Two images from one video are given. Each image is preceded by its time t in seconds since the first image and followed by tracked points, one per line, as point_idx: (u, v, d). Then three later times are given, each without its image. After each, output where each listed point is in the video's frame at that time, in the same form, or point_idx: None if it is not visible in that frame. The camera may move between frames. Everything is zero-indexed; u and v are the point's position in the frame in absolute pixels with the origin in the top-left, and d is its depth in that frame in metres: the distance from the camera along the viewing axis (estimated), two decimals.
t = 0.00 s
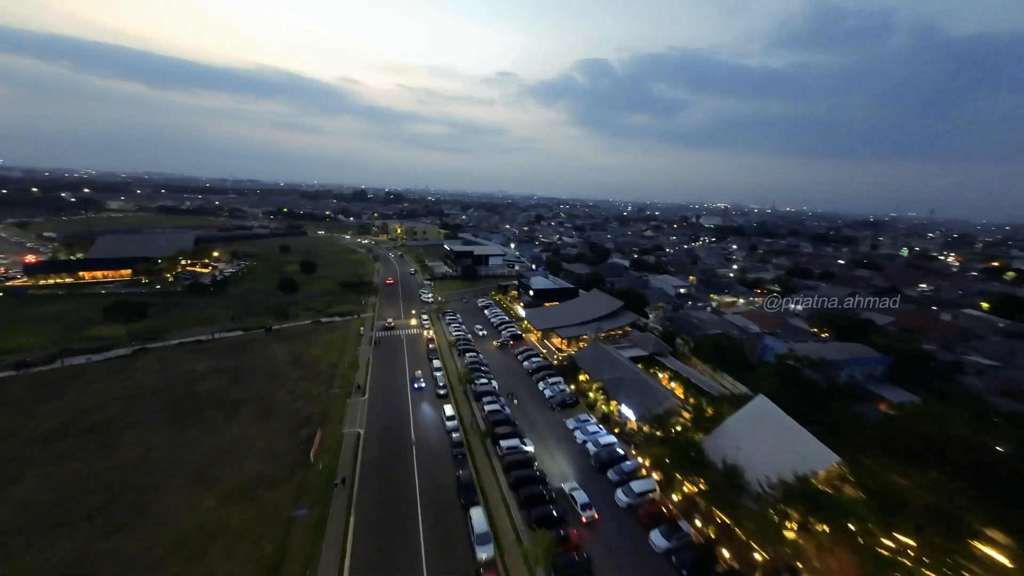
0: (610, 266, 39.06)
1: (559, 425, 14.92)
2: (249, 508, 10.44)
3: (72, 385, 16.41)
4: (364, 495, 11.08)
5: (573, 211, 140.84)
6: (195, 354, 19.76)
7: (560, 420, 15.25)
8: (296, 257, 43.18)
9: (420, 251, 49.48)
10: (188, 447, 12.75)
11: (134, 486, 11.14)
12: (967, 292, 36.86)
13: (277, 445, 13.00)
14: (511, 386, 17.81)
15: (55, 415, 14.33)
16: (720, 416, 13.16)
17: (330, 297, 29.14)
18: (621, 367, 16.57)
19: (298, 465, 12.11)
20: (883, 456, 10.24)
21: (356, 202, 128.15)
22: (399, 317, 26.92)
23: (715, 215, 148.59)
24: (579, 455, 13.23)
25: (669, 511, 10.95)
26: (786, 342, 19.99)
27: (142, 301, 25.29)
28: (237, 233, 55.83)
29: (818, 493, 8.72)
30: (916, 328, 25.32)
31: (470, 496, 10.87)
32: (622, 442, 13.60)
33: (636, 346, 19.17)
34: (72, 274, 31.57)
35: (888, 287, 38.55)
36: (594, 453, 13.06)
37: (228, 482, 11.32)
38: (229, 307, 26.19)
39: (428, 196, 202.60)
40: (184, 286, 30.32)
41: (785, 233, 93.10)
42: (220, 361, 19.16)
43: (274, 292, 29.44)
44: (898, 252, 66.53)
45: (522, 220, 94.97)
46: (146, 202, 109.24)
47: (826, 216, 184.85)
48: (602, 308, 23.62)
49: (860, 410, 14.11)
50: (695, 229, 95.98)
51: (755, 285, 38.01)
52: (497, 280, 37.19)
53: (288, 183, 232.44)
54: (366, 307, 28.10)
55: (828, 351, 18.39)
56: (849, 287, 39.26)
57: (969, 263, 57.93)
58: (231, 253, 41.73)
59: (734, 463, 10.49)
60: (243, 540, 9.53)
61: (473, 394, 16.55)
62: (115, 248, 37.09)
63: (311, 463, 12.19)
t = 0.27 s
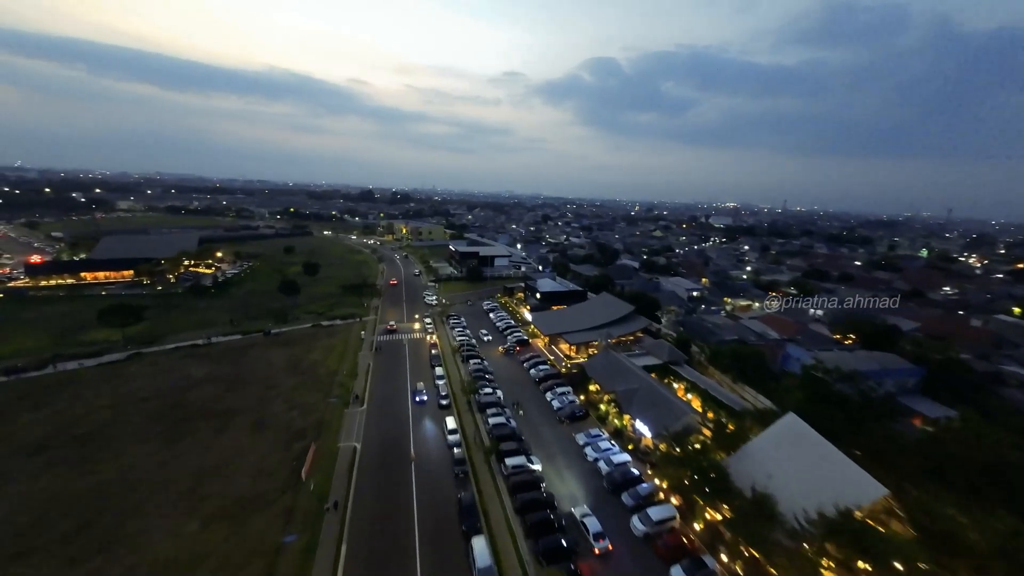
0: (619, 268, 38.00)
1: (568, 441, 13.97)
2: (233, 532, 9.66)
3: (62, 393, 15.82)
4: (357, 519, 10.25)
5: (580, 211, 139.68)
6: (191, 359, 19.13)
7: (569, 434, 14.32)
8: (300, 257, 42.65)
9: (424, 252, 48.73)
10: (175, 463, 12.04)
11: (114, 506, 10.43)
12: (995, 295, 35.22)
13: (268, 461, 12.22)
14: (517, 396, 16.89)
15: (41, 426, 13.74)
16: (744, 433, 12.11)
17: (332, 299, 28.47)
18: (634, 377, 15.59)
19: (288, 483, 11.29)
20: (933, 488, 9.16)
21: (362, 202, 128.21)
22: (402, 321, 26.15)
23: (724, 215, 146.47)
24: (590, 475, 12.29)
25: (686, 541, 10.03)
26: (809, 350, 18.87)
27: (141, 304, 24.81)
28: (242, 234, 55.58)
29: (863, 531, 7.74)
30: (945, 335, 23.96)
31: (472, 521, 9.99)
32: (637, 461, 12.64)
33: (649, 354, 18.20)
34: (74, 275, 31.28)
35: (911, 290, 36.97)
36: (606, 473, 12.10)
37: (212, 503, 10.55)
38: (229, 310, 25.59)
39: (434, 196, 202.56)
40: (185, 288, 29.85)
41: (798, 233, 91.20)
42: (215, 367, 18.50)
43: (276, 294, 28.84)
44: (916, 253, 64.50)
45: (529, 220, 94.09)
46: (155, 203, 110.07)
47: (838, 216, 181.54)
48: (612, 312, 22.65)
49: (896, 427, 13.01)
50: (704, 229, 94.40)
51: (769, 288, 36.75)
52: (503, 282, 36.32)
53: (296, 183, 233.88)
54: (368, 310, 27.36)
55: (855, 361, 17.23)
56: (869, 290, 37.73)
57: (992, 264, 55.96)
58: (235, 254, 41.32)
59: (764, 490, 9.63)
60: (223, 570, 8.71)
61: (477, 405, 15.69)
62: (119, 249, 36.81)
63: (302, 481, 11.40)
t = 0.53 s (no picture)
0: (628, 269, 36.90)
1: (578, 458, 13.05)
2: (212, 567, 8.95)
3: (48, 400, 15.18)
4: (348, 549, 9.44)
5: (586, 211, 138.34)
6: (185, 365, 18.44)
7: (579, 450, 13.40)
8: (303, 258, 41.99)
9: (429, 252, 47.89)
10: (158, 484, 11.36)
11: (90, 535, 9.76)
12: None
13: (255, 481, 11.47)
14: (523, 408, 15.96)
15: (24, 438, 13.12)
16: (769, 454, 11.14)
17: (334, 302, 27.73)
18: (648, 389, 14.63)
19: (276, 506, 10.52)
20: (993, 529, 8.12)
21: (368, 202, 127.97)
22: (404, 324, 25.33)
23: (733, 214, 144.38)
24: (603, 497, 11.37)
25: None
26: (834, 359, 17.74)
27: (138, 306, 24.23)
28: (246, 233, 55.15)
29: None
30: (977, 343, 22.65)
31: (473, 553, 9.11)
32: (653, 483, 11.72)
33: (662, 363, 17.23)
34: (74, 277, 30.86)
35: (934, 293, 35.44)
36: (620, 496, 11.14)
37: (193, 532, 9.84)
38: (227, 312, 24.94)
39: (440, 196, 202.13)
40: (185, 289, 29.27)
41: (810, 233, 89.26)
42: (209, 373, 17.79)
43: (276, 295, 28.17)
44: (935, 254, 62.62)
45: (535, 220, 93.01)
46: (163, 202, 110.58)
47: (850, 215, 178.53)
48: (622, 317, 21.66)
49: (937, 448, 11.92)
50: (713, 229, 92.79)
51: (785, 290, 35.47)
52: (508, 283, 35.39)
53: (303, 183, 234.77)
54: (370, 313, 26.58)
55: (886, 372, 16.10)
56: (889, 293, 36.25)
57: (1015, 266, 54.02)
58: (237, 254, 40.81)
59: (806, 525, 8.69)
60: None
61: (480, 417, 14.80)
62: (120, 249, 36.39)
63: (291, 505, 10.61)
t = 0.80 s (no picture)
0: (639, 270, 35.60)
1: (590, 480, 11.92)
2: None
3: (28, 410, 14.40)
4: None
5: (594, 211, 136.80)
6: (175, 371, 17.59)
7: (591, 471, 12.29)
8: (305, 258, 41.23)
9: (434, 253, 46.93)
10: (131, 510, 10.45)
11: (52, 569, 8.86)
12: None
13: (236, 508, 10.49)
14: (530, 422, 14.85)
15: None
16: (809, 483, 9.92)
17: (334, 304, 26.84)
18: (667, 403, 13.47)
19: (257, 538, 9.58)
20: None
21: (374, 202, 127.61)
22: (406, 327, 24.34)
23: (744, 214, 142.07)
24: (619, 529, 10.27)
25: None
26: (866, 370, 16.43)
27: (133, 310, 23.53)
28: (251, 233, 54.57)
29: None
30: (1018, 352, 21.08)
31: None
32: (675, 511, 10.58)
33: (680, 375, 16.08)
34: (73, 278, 30.33)
35: (963, 296, 33.67)
36: (639, 529, 10.02)
37: (162, 568, 8.86)
38: (224, 315, 24.12)
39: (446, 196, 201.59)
40: (183, 290, 28.54)
41: (824, 234, 87.14)
42: (199, 380, 16.93)
43: (275, 297, 27.35)
44: (958, 255, 60.41)
45: (542, 220, 91.82)
46: (171, 202, 111.08)
47: (863, 215, 175.00)
48: (635, 322, 20.45)
49: (998, 476, 10.57)
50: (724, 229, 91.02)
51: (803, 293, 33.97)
52: (515, 285, 34.28)
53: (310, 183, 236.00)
54: (371, 316, 25.60)
55: (926, 386, 14.76)
56: (914, 297, 34.52)
57: None
58: (239, 254, 40.13)
59: None
60: None
61: (484, 432, 13.73)
62: (121, 249, 35.84)
63: (274, 537, 9.64)
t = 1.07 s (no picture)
0: (649, 272, 34.48)
1: (603, 504, 10.95)
2: None
3: (8, 420, 13.67)
4: None
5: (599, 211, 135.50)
6: (165, 378, 16.83)
7: (604, 493, 11.31)
8: (307, 259, 40.53)
9: (438, 253, 46.08)
10: (104, 534, 9.63)
11: None
12: None
13: (217, 533, 9.64)
14: (536, 436, 13.92)
15: None
16: (850, 507, 8.81)
17: (334, 307, 26.02)
18: (684, 418, 12.49)
19: (237, 570, 8.71)
20: None
21: (378, 201, 127.21)
22: (408, 331, 23.46)
23: (752, 214, 140.02)
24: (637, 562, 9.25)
25: None
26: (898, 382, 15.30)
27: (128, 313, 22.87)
28: (253, 233, 54.00)
29: None
30: None
31: None
32: (697, 541, 9.62)
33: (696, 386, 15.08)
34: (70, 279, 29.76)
35: (988, 300, 32.22)
36: (660, 563, 8.96)
37: None
38: (219, 318, 23.38)
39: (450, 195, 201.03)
40: (181, 291, 27.87)
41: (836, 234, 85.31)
42: (189, 388, 16.16)
43: (274, 299, 26.59)
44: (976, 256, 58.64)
45: (547, 220, 90.75)
46: (176, 202, 111.21)
47: (874, 215, 172.11)
48: (647, 328, 19.43)
49: None
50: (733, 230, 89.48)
51: (820, 296, 32.71)
52: (520, 287, 33.30)
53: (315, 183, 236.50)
54: (372, 319, 24.75)
55: (967, 402, 13.61)
56: (937, 300, 33.05)
57: None
58: (240, 254, 39.47)
59: None
60: None
61: (488, 448, 12.81)
62: (121, 249, 35.30)
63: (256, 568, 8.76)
